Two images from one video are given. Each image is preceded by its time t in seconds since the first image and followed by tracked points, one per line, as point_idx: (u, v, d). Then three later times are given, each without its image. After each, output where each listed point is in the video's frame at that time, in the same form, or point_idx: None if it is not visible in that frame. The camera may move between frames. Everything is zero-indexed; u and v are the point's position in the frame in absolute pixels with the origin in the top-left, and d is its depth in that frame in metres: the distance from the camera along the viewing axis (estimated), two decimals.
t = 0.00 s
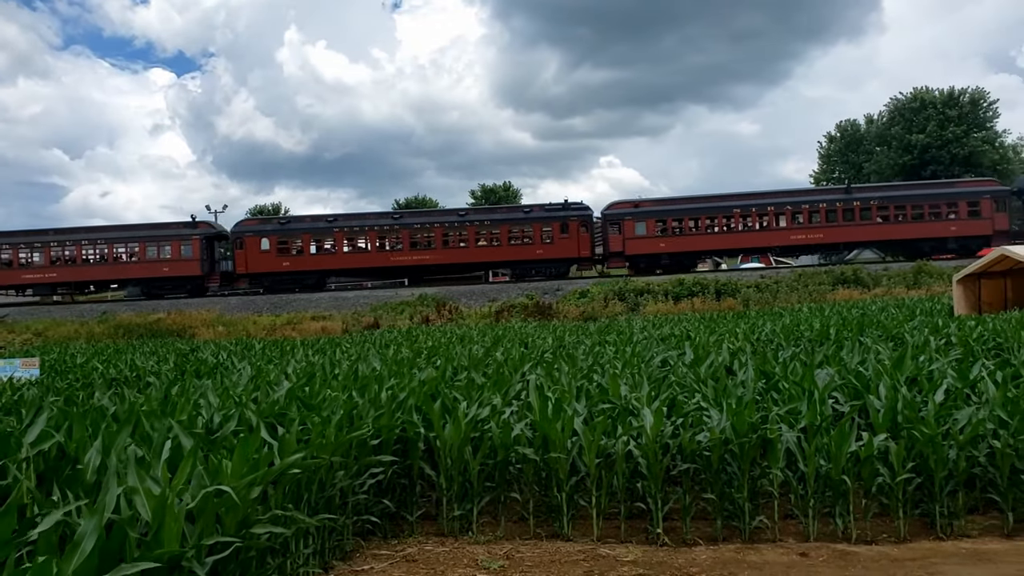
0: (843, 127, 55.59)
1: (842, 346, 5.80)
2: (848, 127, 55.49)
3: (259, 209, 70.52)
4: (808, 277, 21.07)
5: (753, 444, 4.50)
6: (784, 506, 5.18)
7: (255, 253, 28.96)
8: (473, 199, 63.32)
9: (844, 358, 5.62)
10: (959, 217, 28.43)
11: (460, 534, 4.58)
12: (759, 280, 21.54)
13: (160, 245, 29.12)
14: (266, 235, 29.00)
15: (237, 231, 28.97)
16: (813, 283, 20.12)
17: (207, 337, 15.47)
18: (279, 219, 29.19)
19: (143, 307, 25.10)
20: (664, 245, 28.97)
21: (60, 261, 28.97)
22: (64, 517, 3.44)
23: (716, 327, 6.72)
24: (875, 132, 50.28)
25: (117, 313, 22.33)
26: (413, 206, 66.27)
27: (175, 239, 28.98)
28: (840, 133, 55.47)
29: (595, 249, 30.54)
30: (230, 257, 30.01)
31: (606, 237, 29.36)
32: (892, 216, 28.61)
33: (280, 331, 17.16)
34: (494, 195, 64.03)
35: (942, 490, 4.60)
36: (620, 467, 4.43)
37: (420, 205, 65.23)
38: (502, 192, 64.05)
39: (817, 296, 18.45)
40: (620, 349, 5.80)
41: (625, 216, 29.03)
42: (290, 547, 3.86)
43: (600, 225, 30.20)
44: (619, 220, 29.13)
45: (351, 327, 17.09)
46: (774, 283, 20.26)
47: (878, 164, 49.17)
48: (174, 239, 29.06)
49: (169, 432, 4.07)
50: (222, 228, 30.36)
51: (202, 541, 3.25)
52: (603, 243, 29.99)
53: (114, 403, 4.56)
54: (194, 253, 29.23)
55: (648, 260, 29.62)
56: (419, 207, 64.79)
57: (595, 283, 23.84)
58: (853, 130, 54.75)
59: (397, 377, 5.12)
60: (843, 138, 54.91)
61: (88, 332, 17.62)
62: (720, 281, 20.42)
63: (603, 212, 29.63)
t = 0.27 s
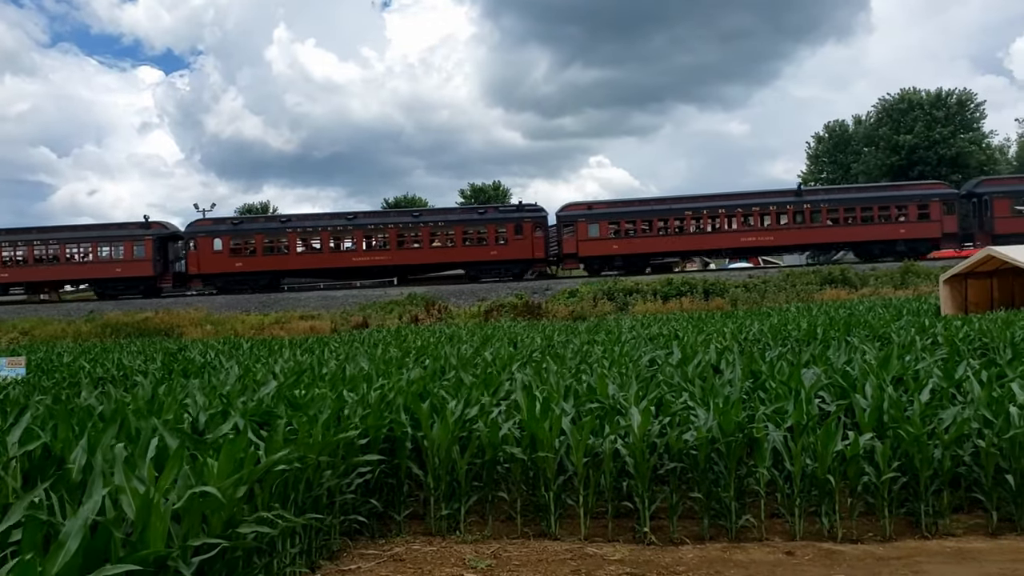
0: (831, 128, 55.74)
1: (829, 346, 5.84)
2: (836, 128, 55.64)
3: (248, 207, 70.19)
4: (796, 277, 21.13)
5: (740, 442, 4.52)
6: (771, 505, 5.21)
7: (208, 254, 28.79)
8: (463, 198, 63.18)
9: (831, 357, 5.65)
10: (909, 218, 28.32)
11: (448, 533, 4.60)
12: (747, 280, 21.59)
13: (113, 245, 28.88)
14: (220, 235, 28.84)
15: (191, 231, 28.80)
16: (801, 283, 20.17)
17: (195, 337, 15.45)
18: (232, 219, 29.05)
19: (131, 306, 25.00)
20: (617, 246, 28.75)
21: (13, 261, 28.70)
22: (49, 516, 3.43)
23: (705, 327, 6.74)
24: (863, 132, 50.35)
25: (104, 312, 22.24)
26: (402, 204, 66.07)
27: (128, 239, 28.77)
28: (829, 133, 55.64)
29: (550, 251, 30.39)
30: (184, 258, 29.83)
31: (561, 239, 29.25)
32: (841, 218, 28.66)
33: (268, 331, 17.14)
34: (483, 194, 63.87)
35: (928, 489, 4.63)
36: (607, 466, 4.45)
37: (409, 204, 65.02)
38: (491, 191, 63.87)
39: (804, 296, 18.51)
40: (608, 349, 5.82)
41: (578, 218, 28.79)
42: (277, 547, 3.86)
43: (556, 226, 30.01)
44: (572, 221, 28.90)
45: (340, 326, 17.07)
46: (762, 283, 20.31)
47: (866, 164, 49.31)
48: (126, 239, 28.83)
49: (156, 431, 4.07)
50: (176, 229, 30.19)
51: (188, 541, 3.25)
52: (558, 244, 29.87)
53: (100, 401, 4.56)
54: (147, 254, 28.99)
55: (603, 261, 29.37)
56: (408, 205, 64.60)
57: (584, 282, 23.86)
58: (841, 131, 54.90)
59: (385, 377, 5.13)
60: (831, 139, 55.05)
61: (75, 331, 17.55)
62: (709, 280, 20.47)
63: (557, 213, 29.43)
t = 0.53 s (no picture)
0: (824, 131, 55.64)
1: (820, 348, 5.86)
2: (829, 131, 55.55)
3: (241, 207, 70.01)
4: (788, 279, 21.16)
5: (730, 443, 4.54)
6: (761, 507, 5.23)
7: (165, 256, 28.62)
8: (457, 199, 63.12)
9: (822, 359, 5.68)
10: (864, 223, 28.60)
11: (438, 534, 4.61)
12: (740, 282, 21.63)
13: (70, 247, 28.59)
14: (177, 237, 28.68)
15: (148, 233, 28.63)
16: (793, 285, 20.20)
17: (187, 337, 15.47)
18: (191, 221, 28.92)
19: (123, 306, 24.96)
20: (576, 249, 28.71)
21: None
22: (37, 515, 3.42)
23: (698, 328, 6.77)
24: (855, 135, 50.01)
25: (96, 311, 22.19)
26: (395, 205, 65.96)
27: (85, 241, 28.51)
28: (822, 136, 55.52)
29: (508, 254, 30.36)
30: (141, 260, 29.46)
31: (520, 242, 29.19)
32: (796, 223, 28.85)
33: (260, 331, 17.14)
34: (476, 195, 63.79)
35: (918, 491, 4.64)
36: (598, 467, 4.46)
37: (402, 204, 64.90)
38: (485, 192, 63.75)
39: (796, 299, 18.53)
40: (600, 350, 5.84)
41: (537, 221, 28.71)
42: (267, 546, 3.87)
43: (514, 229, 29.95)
44: (531, 224, 28.82)
45: (332, 327, 17.10)
46: (755, 285, 20.33)
47: (859, 168, 48.76)
48: (84, 241, 28.54)
49: (146, 431, 4.06)
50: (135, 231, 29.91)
51: (176, 541, 3.25)
52: (517, 247, 29.82)
53: (90, 401, 4.57)
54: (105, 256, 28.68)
55: (561, 264, 29.30)
56: (402, 206, 64.48)
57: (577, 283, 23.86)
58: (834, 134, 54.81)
59: (377, 377, 5.14)
60: (824, 142, 55.01)
61: (66, 332, 17.51)
62: (702, 282, 20.48)
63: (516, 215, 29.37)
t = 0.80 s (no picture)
0: (807, 131, 55.64)
1: (802, 347, 5.90)
2: (813, 131, 55.57)
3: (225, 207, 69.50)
4: (772, 278, 21.25)
5: (713, 443, 4.56)
6: (744, 505, 5.27)
7: (112, 258, 28.32)
8: (443, 198, 62.92)
9: (804, 359, 5.72)
10: (808, 224, 28.69)
11: (422, 534, 4.62)
12: (724, 281, 21.71)
13: (16, 249, 28.47)
14: (125, 239, 28.37)
15: (95, 234, 28.31)
16: (777, 284, 20.26)
17: (169, 338, 15.45)
18: (139, 223, 28.69)
19: (105, 306, 24.80)
20: (525, 251, 28.98)
21: None
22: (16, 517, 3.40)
23: (682, 328, 6.80)
24: (838, 136, 50.24)
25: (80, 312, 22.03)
26: (381, 205, 65.70)
27: (31, 243, 28.43)
28: (805, 136, 55.51)
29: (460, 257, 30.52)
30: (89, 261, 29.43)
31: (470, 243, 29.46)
32: (744, 223, 28.94)
33: (244, 332, 17.07)
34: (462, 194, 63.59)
35: (899, 489, 4.68)
36: (582, 466, 4.48)
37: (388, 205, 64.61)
38: (472, 192, 63.56)
39: (780, 299, 18.58)
40: (585, 350, 5.86)
41: (487, 222, 29.00)
42: (250, 548, 3.87)
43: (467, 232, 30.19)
44: (481, 226, 29.05)
45: (317, 327, 17.10)
46: (739, 284, 20.41)
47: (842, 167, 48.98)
48: (29, 242, 28.46)
49: (128, 433, 4.05)
50: (82, 233, 29.95)
51: (157, 544, 3.24)
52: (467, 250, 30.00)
53: (71, 402, 4.56)
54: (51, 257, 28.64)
55: (512, 266, 29.49)
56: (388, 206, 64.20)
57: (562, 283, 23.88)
58: (817, 134, 54.83)
59: (361, 378, 5.14)
60: (807, 142, 55.03)
61: (48, 333, 17.38)
62: (687, 281, 20.54)
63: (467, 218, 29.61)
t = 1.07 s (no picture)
0: (785, 133, 55.56)
1: (779, 348, 5.95)
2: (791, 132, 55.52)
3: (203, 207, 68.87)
4: (750, 279, 21.38)
5: (690, 444, 4.60)
6: (721, 506, 5.31)
7: (51, 261, 28.04)
8: (424, 197, 62.68)
9: (781, 359, 5.76)
10: (749, 227, 28.85)
11: (400, 537, 4.63)
12: (704, 282, 21.84)
13: None
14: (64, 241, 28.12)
15: (34, 237, 28.05)
16: (755, 285, 20.37)
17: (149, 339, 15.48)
18: (78, 225, 28.45)
19: (81, 307, 24.61)
20: (470, 253, 28.83)
21: None
22: None
23: (662, 328, 6.84)
24: (816, 137, 50.48)
25: (57, 314, 21.86)
26: (362, 205, 65.37)
27: None
28: (783, 137, 55.53)
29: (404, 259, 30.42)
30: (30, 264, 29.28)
31: (414, 245, 29.27)
32: (704, 227, 29.02)
33: (221, 333, 17.01)
34: (443, 194, 63.38)
35: (873, 490, 4.73)
36: (560, 468, 4.50)
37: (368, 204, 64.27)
38: (454, 191, 63.36)
39: (758, 299, 18.70)
40: (564, 351, 5.89)
41: (432, 225, 28.82)
42: (224, 552, 3.87)
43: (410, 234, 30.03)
44: (424, 228, 28.91)
45: (296, 328, 17.12)
46: (718, 284, 20.52)
47: (820, 169, 49.24)
48: None
49: (102, 436, 4.03)
50: (22, 235, 29.86)
51: (129, 548, 3.22)
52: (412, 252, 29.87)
53: (44, 406, 4.53)
54: None
55: (456, 269, 29.38)
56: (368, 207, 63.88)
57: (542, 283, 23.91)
58: (795, 137, 54.75)
59: (339, 379, 5.14)
60: (785, 144, 55.06)
61: (23, 335, 17.24)
62: (666, 282, 20.62)
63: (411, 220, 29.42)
